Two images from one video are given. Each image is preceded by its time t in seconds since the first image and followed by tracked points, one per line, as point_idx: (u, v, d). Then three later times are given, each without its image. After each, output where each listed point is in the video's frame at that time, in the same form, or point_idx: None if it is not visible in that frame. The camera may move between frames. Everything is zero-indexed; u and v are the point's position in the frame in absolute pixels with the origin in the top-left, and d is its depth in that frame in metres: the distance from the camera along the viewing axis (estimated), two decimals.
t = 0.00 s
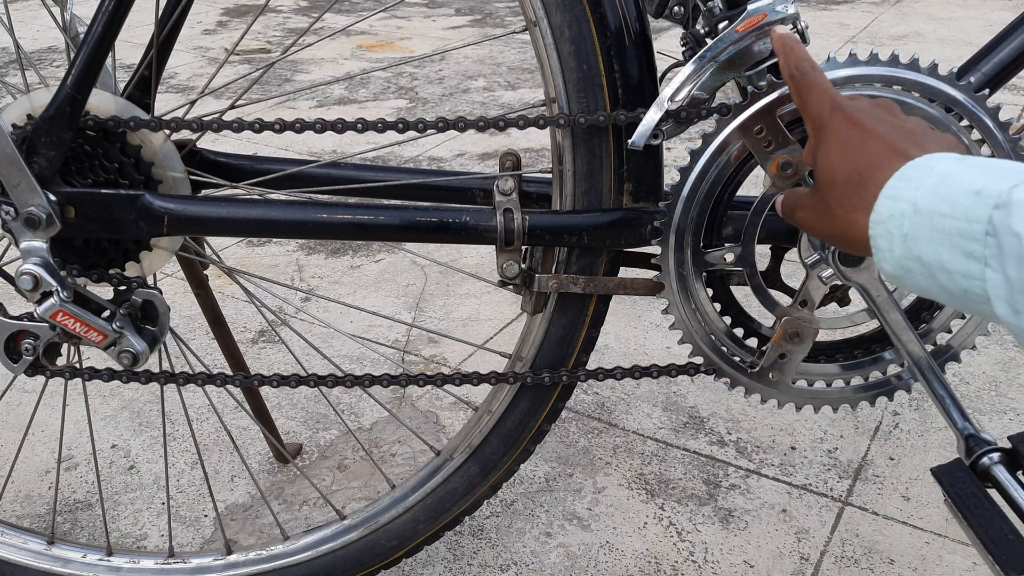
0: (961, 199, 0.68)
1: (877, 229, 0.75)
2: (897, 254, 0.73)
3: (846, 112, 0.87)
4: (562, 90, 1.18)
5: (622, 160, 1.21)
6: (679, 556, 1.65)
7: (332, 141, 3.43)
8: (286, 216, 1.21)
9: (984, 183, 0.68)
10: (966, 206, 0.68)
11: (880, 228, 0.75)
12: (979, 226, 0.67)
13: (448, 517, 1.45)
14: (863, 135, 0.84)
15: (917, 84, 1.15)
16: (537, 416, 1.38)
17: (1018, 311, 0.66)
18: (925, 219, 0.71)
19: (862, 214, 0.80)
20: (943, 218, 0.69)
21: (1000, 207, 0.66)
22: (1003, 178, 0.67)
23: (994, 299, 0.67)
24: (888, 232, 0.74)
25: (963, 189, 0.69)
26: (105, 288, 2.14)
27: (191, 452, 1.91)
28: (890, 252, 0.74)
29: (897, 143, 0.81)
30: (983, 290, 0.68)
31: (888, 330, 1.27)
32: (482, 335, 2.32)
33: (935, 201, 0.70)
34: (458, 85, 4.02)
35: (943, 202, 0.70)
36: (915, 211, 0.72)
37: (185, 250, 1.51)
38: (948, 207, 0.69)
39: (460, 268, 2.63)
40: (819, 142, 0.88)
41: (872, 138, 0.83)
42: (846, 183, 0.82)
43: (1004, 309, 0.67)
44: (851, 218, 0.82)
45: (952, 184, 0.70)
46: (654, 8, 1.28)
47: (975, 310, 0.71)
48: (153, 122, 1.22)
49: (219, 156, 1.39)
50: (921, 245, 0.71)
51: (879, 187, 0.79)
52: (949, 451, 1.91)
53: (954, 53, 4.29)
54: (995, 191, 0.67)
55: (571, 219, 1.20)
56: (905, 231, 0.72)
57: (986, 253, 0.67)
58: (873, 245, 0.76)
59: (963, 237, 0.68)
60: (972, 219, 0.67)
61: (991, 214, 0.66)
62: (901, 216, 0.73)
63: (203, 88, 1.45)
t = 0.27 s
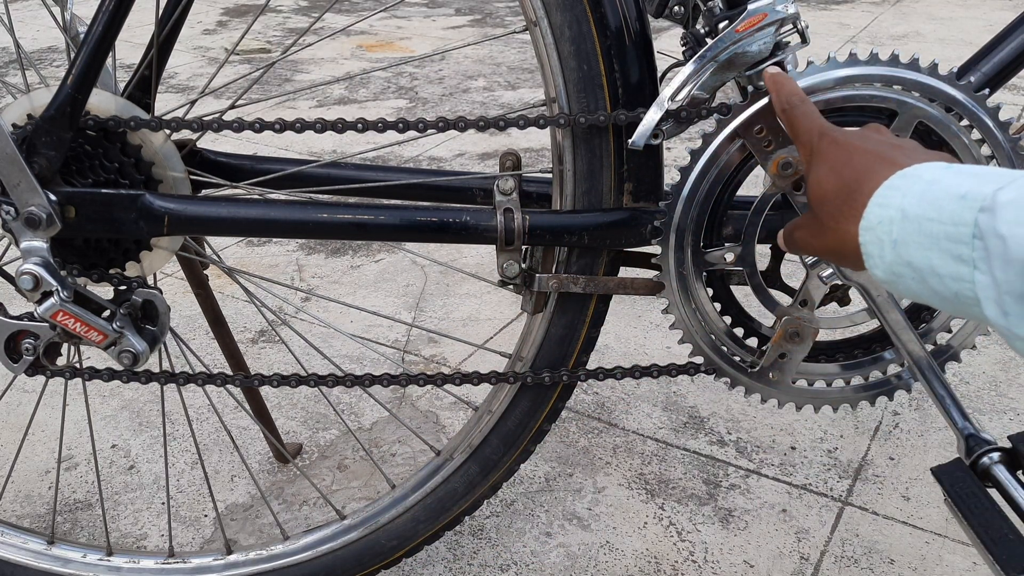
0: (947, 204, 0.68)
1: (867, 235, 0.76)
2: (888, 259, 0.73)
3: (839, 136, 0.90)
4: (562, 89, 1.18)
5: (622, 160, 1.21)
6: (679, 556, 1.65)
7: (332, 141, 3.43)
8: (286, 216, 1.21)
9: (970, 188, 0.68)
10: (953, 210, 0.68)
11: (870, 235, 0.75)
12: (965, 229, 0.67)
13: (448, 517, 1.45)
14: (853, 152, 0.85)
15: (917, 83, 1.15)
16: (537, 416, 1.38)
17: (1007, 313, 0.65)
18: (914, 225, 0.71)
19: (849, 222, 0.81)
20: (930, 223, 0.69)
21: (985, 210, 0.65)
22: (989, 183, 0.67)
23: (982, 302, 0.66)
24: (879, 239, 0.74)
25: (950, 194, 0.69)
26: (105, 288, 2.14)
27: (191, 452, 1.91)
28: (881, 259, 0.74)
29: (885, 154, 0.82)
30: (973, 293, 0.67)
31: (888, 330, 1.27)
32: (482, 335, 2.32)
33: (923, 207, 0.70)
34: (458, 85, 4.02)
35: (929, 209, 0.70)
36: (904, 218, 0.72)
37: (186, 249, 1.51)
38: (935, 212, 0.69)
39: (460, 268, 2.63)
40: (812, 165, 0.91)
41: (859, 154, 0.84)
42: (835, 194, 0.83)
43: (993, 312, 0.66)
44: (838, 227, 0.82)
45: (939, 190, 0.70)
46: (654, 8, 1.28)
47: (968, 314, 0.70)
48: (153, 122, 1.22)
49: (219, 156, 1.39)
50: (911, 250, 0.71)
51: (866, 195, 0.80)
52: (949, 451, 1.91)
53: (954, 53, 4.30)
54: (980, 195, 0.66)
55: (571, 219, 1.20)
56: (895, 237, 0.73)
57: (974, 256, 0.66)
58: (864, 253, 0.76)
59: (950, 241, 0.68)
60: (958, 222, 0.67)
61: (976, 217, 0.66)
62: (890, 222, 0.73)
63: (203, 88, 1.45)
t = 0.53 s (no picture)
0: (940, 201, 0.68)
1: (860, 233, 0.76)
2: (882, 257, 0.74)
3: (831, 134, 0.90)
4: (562, 89, 1.18)
5: (622, 160, 1.21)
6: (679, 556, 1.65)
7: (332, 141, 3.43)
8: (284, 216, 1.20)
9: (962, 184, 0.68)
10: (945, 206, 0.68)
11: (863, 233, 0.75)
12: (958, 226, 0.67)
13: (448, 517, 1.45)
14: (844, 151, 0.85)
15: (917, 84, 1.15)
16: (537, 416, 1.38)
17: (1001, 309, 0.65)
18: (907, 222, 0.71)
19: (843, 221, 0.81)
20: (923, 219, 0.69)
21: (977, 205, 0.65)
22: (981, 178, 0.67)
23: (977, 298, 0.66)
24: (872, 237, 0.74)
25: (942, 190, 0.69)
26: (105, 288, 2.14)
27: (191, 452, 1.91)
28: (874, 257, 0.74)
29: (877, 154, 0.82)
30: (967, 289, 0.67)
31: (888, 330, 1.27)
32: (482, 335, 2.32)
33: (915, 204, 0.71)
34: (458, 85, 4.02)
35: (922, 206, 0.70)
36: (897, 215, 0.72)
37: (185, 249, 1.51)
38: (928, 209, 0.69)
39: (460, 268, 2.63)
40: (803, 164, 0.91)
41: (850, 152, 0.84)
42: (826, 193, 0.84)
43: (988, 308, 0.66)
44: (831, 226, 0.83)
45: (932, 187, 0.70)
46: (654, 8, 1.28)
47: (963, 310, 0.70)
48: (153, 122, 1.22)
49: (219, 156, 1.39)
50: (904, 247, 0.71)
51: (859, 195, 0.79)
52: (949, 451, 1.91)
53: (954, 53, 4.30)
54: (972, 191, 0.66)
55: (571, 219, 1.20)
56: (888, 234, 0.73)
57: (967, 252, 0.66)
58: (857, 251, 0.76)
59: (944, 237, 0.68)
60: (950, 218, 0.67)
61: (969, 213, 0.66)
62: (883, 221, 0.73)
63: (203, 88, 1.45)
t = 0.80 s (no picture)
0: (940, 197, 0.68)
1: (859, 230, 0.75)
2: (882, 255, 0.73)
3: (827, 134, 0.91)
4: (562, 90, 1.18)
5: (622, 160, 1.21)
6: (679, 556, 1.65)
7: (332, 141, 3.43)
8: (285, 217, 1.20)
9: (963, 181, 0.68)
10: (945, 204, 0.68)
11: (863, 231, 0.75)
12: (959, 222, 0.67)
13: (448, 517, 1.45)
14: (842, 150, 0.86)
15: (917, 84, 1.15)
16: (537, 416, 1.38)
17: (1002, 306, 0.65)
18: (907, 220, 0.71)
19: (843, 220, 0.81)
20: (924, 216, 0.69)
21: (978, 202, 0.65)
22: (981, 176, 0.67)
23: (978, 295, 0.66)
24: (872, 235, 0.74)
25: (942, 187, 0.69)
26: (105, 288, 2.14)
27: (191, 452, 1.91)
28: (875, 255, 0.74)
29: (876, 151, 0.82)
30: (968, 286, 0.67)
31: (888, 330, 1.27)
32: (482, 336, 2.32)
33: (916, 202, 0.70)
34: (459, 85, 4.02)
35: (922, 203, 0.70)
36: (897, 213, 0.72)
37: (185, 250, 1.51)
38: (927, 206, 0.69)
39: (460, 268, 2.63)
40: (803, 164, 0.91)
41: (849, 151, 0.85)
42: (826, 191, 0.84)
43: (989, 305, 0.66)
44: (831, 225, 0.83)
45: (932, 184, 0.70)
46: (654, 8, 1.28)
47: (963, 308, 0.70)
48: (153, 122, 1.22)
49: (219, 156, 1.39)
50: (905, 245, 0.71)
51: (859, 194, 0.80)
52: (949, 451, 1.91)
53: (954, 53, 4.30)
54: (973, 187, 0.66)
55: (571, 219, 1.20)
56: (889, 232, 0.73)
57: (969, 249, 0.66)
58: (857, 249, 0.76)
59: (945, 234, 0.68)
60: (952, 215, 0.67)
61: (970, 210, 0.66)
62: (883, 218, 0.73)
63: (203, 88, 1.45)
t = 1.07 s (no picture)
0: (943, 208, 0.69)
1: (862, 240, 0.76)
2: (884, 265, 0.74)
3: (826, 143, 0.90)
4: (562, 90, 1.18)
5: (622, 160, 1.21)
6: (679, 556, 1.65)
7: (332, 141, 3.43)
8: (284, 216, 1.20)
9: (965, 192, 0.68)
10: (948, 214, 0.68)
11: (865, 241, 0.75)
12: (962, 233, 0.67)
13: (448, 517, 1.45)
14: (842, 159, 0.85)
15: (917, 84, 1.15)
16: (538, 416, 1.38)
17: (1006, 317, 0.65)
18: (909, 231, 0.71)
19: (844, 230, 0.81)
20: (926, 227, 0.69)
21: (981, 213, 0.65)
22: (984, 187, 0.67)
23: (981, 305, 0.66)
24: (875, 245, 0.74)
25: (944, 198, 0.69)
26: (105, 288, 2.14)
27: (191, 452, 1.91)
28: (876, 265, 0.74)
29: (877, 162, 0.82)
30: (971, 297, 0.67)
31: (888, 330, 1.27)
32: (482, 336, 2.32)
33: (918, 213, 0.71)
34: (459, 85, 4.02)
35: (924, 214, 0.70)
36: (899, 223, 0.72)
37: (186, 250, 1.51)
38: (929, 217, 0.69)
39: (460, 268, 2.63)
40: (803, 172, 0.91)
41: (849, 160, 0.85)
42: (827, 200, 0.84)
43: (992, 316, 0.66)
44: (832, 234, 0.83)
45: (934, 195, 0.70)
46: (655, 8, 1.28)
47: (966, 318, 0.70)
48: (153, 122, 1.22)
49: (219, 156, 1.39)
50: (907, 255, 0.71)
51: (861, 203, 0.80)
52: (949, 451, 1.91)
53: (954, 53, 4.30)
54: (975, 199, 0.67)
55: (571, 219, 1.20)
56: (890, 243, 0.73)
57: (972, 259, 0.66)
58: (860, 259, 0.76)
59: (948, 245, 0.68)
60: (954, 226, 0.67)
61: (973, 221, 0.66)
62: (886, 228, 0.73)
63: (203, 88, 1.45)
